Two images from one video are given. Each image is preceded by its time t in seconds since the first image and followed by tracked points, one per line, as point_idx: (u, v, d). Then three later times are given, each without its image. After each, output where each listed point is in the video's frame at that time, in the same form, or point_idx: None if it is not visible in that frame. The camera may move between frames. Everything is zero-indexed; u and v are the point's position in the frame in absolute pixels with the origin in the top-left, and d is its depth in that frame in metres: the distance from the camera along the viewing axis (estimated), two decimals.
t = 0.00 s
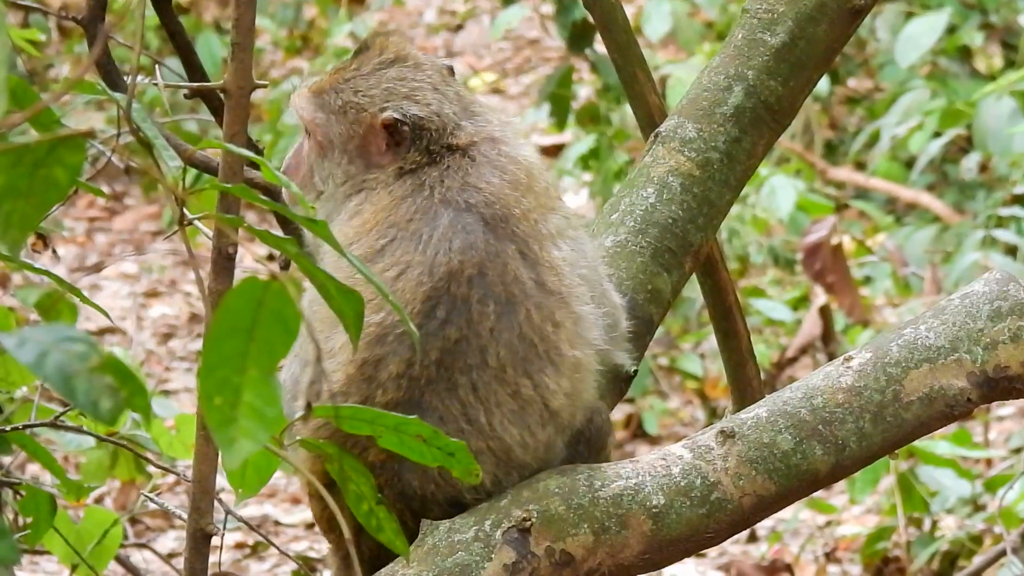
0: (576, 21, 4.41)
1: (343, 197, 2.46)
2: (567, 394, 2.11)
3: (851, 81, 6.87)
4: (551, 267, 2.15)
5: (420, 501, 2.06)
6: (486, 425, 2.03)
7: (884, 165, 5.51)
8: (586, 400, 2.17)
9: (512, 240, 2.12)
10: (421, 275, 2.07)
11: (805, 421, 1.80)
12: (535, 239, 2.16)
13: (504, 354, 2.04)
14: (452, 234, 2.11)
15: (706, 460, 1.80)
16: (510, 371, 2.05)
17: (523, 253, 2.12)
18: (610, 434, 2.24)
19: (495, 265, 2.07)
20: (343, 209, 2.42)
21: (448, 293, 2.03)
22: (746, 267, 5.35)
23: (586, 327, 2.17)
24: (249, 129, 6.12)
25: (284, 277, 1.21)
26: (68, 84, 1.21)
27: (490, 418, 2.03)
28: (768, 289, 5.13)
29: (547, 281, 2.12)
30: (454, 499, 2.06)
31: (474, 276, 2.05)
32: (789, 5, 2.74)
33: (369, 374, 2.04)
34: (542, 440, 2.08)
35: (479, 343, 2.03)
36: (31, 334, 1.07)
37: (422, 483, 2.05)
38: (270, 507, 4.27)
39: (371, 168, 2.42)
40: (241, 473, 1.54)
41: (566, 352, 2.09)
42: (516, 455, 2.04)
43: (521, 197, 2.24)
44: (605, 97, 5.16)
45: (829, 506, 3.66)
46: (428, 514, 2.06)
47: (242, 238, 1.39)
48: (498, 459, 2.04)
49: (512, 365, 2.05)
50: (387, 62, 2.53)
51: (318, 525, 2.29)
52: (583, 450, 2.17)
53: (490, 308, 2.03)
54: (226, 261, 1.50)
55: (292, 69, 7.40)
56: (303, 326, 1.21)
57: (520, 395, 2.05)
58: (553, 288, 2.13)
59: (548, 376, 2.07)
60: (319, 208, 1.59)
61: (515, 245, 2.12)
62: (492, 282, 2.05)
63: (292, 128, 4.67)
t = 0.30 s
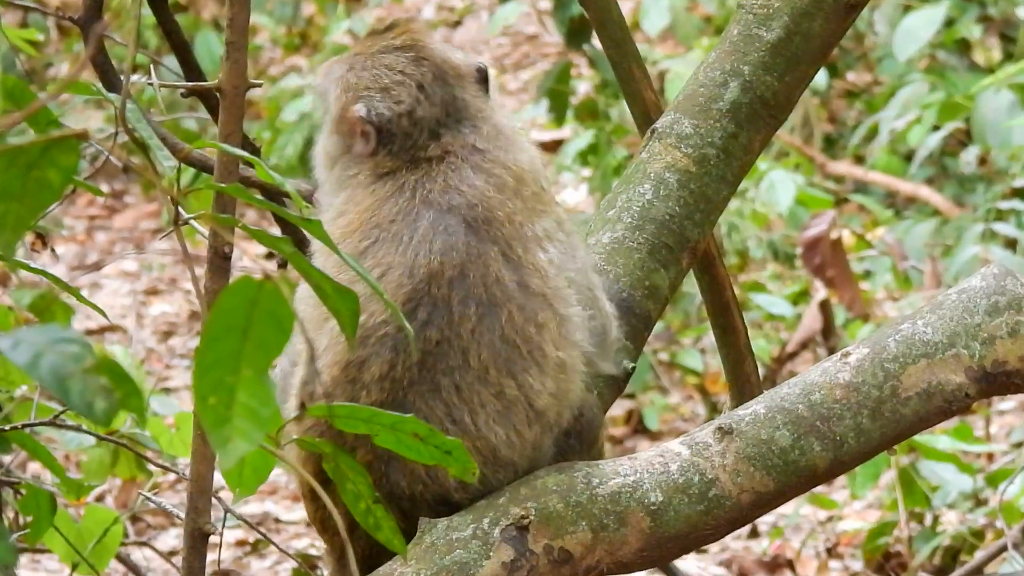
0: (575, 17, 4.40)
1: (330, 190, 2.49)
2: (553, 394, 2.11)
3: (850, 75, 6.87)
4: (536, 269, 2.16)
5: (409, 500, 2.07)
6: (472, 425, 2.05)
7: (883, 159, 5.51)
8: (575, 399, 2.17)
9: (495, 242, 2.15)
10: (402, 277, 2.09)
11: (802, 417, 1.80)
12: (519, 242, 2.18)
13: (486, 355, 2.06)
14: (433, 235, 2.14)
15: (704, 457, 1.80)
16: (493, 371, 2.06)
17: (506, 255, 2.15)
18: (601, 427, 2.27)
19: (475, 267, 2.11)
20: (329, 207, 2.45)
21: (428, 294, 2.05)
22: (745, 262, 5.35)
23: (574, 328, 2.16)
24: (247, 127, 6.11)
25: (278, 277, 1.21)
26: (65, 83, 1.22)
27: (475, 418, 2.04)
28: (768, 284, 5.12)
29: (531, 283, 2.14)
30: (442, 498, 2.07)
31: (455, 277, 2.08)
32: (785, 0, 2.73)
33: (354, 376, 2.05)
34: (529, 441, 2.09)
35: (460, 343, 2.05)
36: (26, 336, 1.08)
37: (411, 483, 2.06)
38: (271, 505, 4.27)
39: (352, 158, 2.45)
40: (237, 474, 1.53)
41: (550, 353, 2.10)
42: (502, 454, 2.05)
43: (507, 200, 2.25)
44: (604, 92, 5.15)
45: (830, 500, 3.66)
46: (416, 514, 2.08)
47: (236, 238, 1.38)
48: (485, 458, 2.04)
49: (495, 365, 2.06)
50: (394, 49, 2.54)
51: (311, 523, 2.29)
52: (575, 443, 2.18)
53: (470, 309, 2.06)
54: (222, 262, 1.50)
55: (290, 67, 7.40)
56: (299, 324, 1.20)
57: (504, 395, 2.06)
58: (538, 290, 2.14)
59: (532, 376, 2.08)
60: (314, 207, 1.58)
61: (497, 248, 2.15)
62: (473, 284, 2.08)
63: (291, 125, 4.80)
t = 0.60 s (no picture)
0: (600, 19, 4.40)
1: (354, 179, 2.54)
2: (563, 396, 2.15)
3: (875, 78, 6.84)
4: (541, 277, 2.18)
5: (430, 502, 2.11)
6: (486, 427, 2.08)
7: (908, 162, 5.49)
8: (586, 400, 2.21)
9: (499, 249, 2.18)
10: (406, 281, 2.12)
11: (826, 420, 1.80)
12: (523, 248, 2.21)
13: (492, 359, 2.09)
14: (436, 241, 2.16)
15: (729, 459, 1.80)
16: (502, 375, 2.10)
17: (510, 262, 2.17)
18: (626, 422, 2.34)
19: (479, 272, 2.14)
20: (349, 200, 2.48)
21: (432, 300, 2.08)
22: (770, 265, 5.33)
23: (581, 335, 2.19)
24: (273, 129, 6.15)
25: (303, 279, 1.22)
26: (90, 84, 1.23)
27: (489, 419, 2.08)
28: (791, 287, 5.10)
29: (536, 290, 2.16)
30: (462, 498, 2.10)
31: (458, 282, 2.11)
32: (811, 3, 2.72)
33: (365, 383, 2.08)
34: (544, 441, 2.12)
35: (466, 347, 2.09)
36: (49, 334, 1.08)
37: (430, 485, 2.10)
38: (295, 506, 4.29)
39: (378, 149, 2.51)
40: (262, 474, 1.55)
41: (558, 357, 2.14)
42: (517, 454, 2.09)
43: (513, 207, 2.28)
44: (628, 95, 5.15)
45: (854, 504, 3.65)
46: (437, 517, 2.12)
47: (262, 239, 1.39)
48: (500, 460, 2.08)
49: (503, 370, 2.10)
50: (456, 40, 2.53)
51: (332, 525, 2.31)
52: (598, 441, 2.27)
53: (474, 315, 2.09)
54: (247, 262, 1.52)
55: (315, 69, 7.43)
56: (323, 326, 1.22)
57: (515, 397, 2.10)
58: (543, 297, 2.16)
59: (542, 379, 2.12)
60: (339, 208, 1.59)
61: (501, 254, 2.18)
62: (476, 289, 2.11)
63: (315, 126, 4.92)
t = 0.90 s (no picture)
0: (623, 21, 4.40)
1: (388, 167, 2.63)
2: (560, 394, 2.19)
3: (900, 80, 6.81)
4: (530, 277, 2.21)
5: (441, 497, 2.14)
6: (488, 421, 2.13)
7: (932, 164, 5.46)
8: (585, 400, 2.27)
9: (488, 247, 2.21)
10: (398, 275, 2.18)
11: (849, 422, 1.79)
12: (512, 247, 2.23)
13: (484, 356, 2.14)
14: (426, 236, 2.21)
15: (751, 462, 1.80)
16: (497, 371, 2.14)
17: (497, 259, 2.20)
18: (643, 422, 2.38)
19: (466, 267, 2.17)
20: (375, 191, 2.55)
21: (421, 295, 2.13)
22: (793, 267, 5.32)
23: (575, 338, 2.23)
24: (297, 131, 6.18)
25: (325, 280, 1.23)
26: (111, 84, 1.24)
27: (490, 414, 2.13)
28: (814, 288, 5.09)
29: (525, 290, 2.19)
30: (473, 491, 2.14)
31: (445, 278, 2.15)
32: (834, 6, 2.71)
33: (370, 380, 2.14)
34: (546, 436, 2.18)
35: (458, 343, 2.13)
36: (69, 334, 1.08)
37: (440, 480, 2.13)
38: (318, 508, 4.31)
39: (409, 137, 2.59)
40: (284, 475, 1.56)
41: (552, 356, 2.18)
42: (522, 447, 2.15)
43: (508, 205, 2.30)
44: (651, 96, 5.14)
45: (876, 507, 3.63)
46: (448, 512, 2.14)
47: (284, 240, 1.39)
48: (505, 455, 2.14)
49: (498, 366, 2.14)
50: (513, 49, 2.62)
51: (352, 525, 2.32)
52: (617, 440, 2.32)
53: (463, 312, 2.13)
54: (269, 263, 1.53)
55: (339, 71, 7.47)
56: (345, 327, 1.22)
57: (512, 393, 2.14)
58: (531, 298, 2.19)
59: (537, 376, 2.16)
60: (361, 209, 1.60)
61: (489, 250, 2.21)
62: (464, 286, 2.15)
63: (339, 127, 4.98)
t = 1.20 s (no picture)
0: (632, 20, 4.40)
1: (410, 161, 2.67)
2: (559, 393, 2.20)
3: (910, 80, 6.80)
4: (528, 279, 2.23)
5: (448, 494, 2.15)
6: (489, 418, 2.14)
7: (941, 164, 5.46)
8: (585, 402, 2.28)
9: (486, 247, 2.24)
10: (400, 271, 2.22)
11: (859, 423, 1.79)
12: (511, 248, 2.26)
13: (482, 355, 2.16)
14: (428, 232, 2.25)
15: (761, 462, 1.79)
16: (496, 369, 2.16)
17: (494, 259, 2.23)
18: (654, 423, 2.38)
19: (464, 265, 2.21)
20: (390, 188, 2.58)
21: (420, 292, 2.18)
22: (803, 266, 5.31)
23: (573, 342, 2.25)
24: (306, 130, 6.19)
25: (337, 281, 1.24)
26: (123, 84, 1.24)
27: (491, 411, 2.14)
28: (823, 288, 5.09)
29: (522, 291, 2.22)
30: (479, 488, 2.15)
31: (443, 275, 2.19)
32: (845, 5, 2.71)
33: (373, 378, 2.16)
34: (547, 436, 2.20)
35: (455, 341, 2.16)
36: (81, 335, 1.09)
37: (444, 476, 2.15)
38: (328, 507, 4.32)
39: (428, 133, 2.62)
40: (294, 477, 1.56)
41: (549, 357, 2.20)
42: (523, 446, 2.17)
43: (510, 206, 2.32)
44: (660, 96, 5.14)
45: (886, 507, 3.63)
46: (455, 510, 2.15)
47: (295, 240, 1.39)
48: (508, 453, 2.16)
49: (496, 364, 2.17)
50: (537, 50, 2.59)
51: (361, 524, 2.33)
52: (628, 440, 2.34)
53: (461, 310, 2.16)
54: (280, 263, 1.53)
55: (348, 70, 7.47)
56: (356, 328, 1.23)
57: (511, 391, 2.16)
58: (529, 299, 2.22)
59: (534, 376, 2.18)
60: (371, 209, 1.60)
61: (486, 250, 2.24)
62: (462, 284, 2.19)
63: (349, 128, 4.98)
